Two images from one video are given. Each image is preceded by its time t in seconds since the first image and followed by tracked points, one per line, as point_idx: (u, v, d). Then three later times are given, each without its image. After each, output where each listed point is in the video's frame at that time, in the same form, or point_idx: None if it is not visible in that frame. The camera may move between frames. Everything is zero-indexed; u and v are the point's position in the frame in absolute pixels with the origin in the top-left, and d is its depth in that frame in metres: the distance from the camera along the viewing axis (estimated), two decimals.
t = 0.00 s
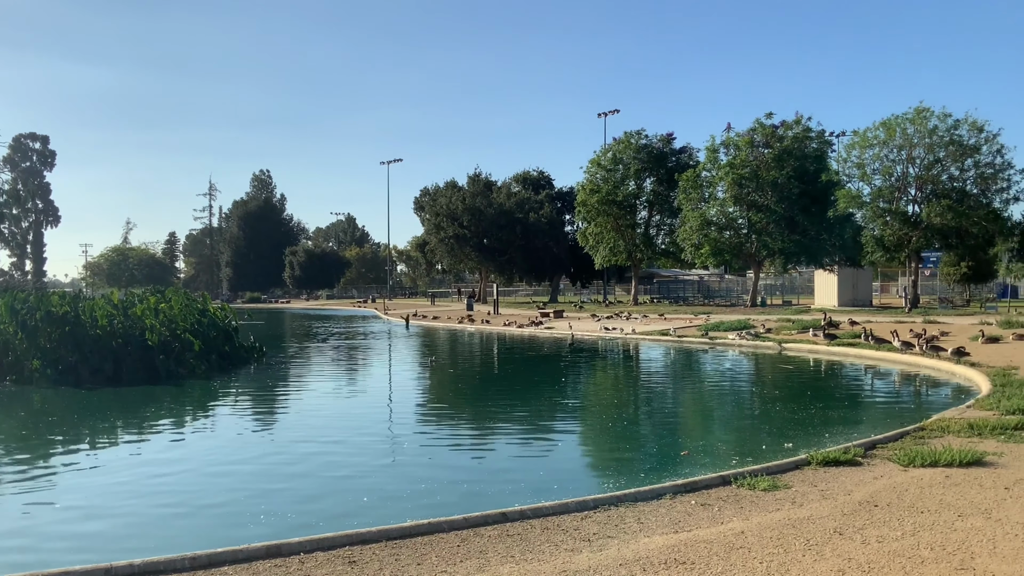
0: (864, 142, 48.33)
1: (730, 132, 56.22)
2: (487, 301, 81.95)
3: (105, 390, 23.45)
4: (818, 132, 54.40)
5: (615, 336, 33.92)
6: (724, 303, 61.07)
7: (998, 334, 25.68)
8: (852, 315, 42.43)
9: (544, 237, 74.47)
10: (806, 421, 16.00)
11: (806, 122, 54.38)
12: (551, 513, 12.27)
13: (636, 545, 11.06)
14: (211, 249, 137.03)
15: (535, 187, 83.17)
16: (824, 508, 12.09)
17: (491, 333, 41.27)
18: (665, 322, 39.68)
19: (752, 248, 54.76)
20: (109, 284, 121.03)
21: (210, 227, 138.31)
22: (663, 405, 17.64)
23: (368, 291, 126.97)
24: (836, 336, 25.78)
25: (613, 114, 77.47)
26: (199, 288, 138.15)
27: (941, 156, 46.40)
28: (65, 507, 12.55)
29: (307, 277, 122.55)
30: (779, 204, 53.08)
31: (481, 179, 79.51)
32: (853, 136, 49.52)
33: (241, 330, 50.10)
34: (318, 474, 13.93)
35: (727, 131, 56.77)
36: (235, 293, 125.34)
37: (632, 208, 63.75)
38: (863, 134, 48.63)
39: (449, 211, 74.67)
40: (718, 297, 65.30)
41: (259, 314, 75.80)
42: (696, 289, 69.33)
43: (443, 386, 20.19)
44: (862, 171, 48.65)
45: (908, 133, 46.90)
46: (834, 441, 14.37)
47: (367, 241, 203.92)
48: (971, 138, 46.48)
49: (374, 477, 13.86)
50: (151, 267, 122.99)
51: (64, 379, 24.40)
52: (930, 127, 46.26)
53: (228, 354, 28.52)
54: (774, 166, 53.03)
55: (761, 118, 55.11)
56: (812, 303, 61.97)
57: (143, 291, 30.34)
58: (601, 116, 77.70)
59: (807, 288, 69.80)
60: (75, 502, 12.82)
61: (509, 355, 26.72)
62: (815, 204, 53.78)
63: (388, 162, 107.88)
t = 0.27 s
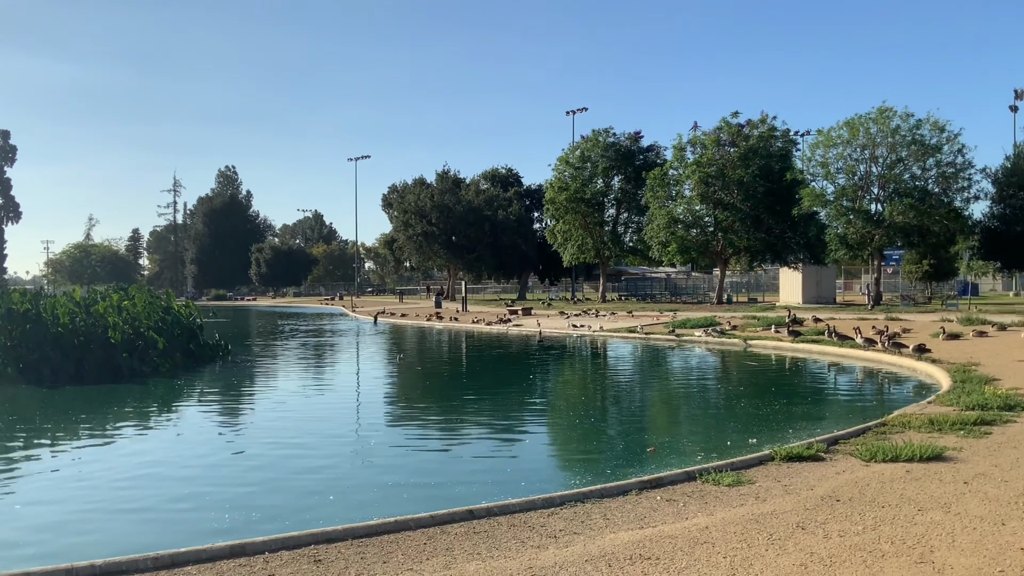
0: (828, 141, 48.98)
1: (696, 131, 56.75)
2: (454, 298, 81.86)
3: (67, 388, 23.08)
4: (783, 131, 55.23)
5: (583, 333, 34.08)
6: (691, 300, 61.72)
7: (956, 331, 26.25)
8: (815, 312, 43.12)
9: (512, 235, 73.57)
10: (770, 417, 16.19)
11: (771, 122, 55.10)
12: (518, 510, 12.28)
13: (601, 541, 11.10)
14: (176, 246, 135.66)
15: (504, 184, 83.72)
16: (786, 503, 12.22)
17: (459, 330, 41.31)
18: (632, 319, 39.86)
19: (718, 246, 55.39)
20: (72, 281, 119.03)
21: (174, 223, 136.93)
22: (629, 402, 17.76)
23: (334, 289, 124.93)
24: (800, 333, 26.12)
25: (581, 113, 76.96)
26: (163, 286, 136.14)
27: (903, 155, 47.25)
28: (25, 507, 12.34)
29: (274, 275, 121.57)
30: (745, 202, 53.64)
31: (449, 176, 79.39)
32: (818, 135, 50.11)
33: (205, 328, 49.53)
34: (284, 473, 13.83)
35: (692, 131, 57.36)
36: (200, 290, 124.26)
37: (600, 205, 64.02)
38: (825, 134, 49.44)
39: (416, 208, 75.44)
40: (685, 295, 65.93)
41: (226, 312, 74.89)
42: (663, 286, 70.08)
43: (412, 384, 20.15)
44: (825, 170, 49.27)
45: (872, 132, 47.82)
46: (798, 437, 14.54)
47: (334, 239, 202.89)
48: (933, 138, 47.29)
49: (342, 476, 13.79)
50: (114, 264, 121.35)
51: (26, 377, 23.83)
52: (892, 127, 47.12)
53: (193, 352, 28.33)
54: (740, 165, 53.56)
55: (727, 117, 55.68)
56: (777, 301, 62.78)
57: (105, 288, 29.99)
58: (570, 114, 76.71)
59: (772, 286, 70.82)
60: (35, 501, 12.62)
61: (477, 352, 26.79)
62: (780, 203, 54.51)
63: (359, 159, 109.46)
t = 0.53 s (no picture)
0: (782, 137, 49.69)
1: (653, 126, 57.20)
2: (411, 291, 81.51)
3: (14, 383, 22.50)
4: (737, 127, 56.10)
5: (540, 326, 34.26)
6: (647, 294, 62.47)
7: (904, 325, 26.89)
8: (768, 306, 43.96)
9: (470, 227, 74.61)
10: (722, 409, 16.43)
11: (726, 118, 55.98)
12: (473, 503, 12.29)
13: (555, 533, 11.15)
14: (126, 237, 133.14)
15: (461, 177, 84.86)
16: (737, 494, 12.40)
17: (416, 323, 41.31)
18: (588, 313, 40.23)
19: (674, 240, 55.82)
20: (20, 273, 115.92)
21: (125, 214, 134.35)
22: (586, 395, 17.90)
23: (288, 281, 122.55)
24: (753, 326, 26.53)
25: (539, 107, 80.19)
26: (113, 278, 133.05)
27: (854, 152, 48.21)
28: None
29: (229, 266, 120.20)
30: (700, 197, 54.25)
31: (407, 168, 78.99)
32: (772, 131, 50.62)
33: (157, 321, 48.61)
34: (238, 469, 13.68)
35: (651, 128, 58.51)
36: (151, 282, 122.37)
37: (558, 199, 64.19)
38: (779, 129, 50.09)
39: (373, 201, 74.09)
40: (641, 288, 66.65)
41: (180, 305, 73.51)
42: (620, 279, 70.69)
43: (369, 378, 20.08)
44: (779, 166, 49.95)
45: (824, 129, 48.58)
46: (750, 428, 14.79)
47: (289, 230, 200.79)
48: (883, 135, 48.21)
49: (297, 470, 13.69)
50: (63, 255, 118.57)
51: None
52: (844, 124, 47.91)
53: (145, 345, 27.90)
54: (695, 160, 54.13)
55: (683, 112, 56.26)
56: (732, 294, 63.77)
57: (52, 280, 29.34)
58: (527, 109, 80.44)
59: (726, 280, 72.38)
60: None
61: (433, 345, 26.80)
62: (735, 198, 55.33)
63: (314, 149, 109.99)
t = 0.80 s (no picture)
0: (730, 132, 50.39)
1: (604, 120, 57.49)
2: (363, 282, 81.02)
3: None
4: (687, 122, 56.99)
5: (491, 318, 34.40)
6: (598, 286, 63.19)
7: (846, 318, 27.58)
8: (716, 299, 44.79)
9: (421, 219, 74.11)
10: (669, 400, 16.67)
11: (675, 112, 56.82)
12: (421, 495, 12.27)
13: (502, 524, 11.19)
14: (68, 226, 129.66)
15: (413, 168, 85.01)
16: (682, 484, 12.59)
17: (367, 314, 41.24)
18: (540, 304, 40.53)
19: (623, 233, 56.53)
20: None
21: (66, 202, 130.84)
22: (537, 387, 18.01)
23: (237, 271, 122.35)
24: (701, 319, 26.94)
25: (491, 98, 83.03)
26: (54, 267, 129.06)
27: (800, 148, 49.15)
28: None
29: (173, 256, 117.76)
30: (650, 191, 54.81)
31: (357, 158, 78.00)
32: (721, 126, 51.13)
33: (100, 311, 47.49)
34: (183, 462, 13.47)
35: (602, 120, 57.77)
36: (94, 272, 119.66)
37: (509, 190, 64.49)
38: (727, 125, 50.72)
39: (323, 190, 74.06)
40: (591, 281, 67.32)
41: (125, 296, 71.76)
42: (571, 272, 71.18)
43: (319, 369, 19.94)
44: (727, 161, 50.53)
45: (771, 124, 49.37)
46: (696, 419, 15.04)
47: (236, 220, 197.86)
48: (828, 131, 49.19)
49: (244, 463, 13.53)
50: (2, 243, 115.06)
51: None
52: (790, 120, 48.79)
53: (87, 337, 27.29)
54: (645, 154, 54.70)
55: (634, 107, 56.81)
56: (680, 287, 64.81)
57: None
58: (480, 100, 82.96)
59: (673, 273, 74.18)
60: None
61: (384, 337, 26.74)
62: (684, 191, 56.02)
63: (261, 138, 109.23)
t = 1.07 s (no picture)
0: (681, 127, 50.91)
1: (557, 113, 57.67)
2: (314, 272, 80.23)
3: None
4: (639, 117, 57.48)
5: (443, 310, 34.43)
6: (550, 279, 63.70)
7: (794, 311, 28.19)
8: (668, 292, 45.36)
9: (373, 211, 74.24)
10: (619, 392, 16.90)
11: (628, 106, 57.16)
12: (370, 488, 12.23)
13: (450, 516, 11.20)
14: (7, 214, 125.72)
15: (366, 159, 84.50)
16: (630, 475, 12.74)
17: (317, 306, 40.98)
18: (493, 297, 40.71)
19: (576, 226, 57.01)
20: None
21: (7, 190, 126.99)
22: (489, 379, 18.09)
23: (182, 262, 119.41)
24: (652, 311, 27.26)
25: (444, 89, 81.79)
26: None
27: (749, 143, 49.85)
28: None
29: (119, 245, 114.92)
30: (602, 184, 55.09)
31: (308, 149, 76.60)
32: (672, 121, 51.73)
33: (42, 302, 46.23)
34: (127, 456, 13.24)
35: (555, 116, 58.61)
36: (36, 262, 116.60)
37: (463, 182, 64.06)
38: (679, 120, 51.31)
39: (274, 179, 72.70)
40: (544, 274, 67.69)
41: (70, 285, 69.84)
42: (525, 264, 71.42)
43: (270, 361, 19.77)
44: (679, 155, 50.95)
45: (721, 120, 49.91)
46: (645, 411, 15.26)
47: (183, 210, 193.95)
48: (777, 127, 49.93)
49: (190, 457, 13.35)
50: None
51: None
52: (740, 116, 49.29)
53: (29, 329, 26.65)
54: (598, 147, 55.09)
55: (587, 101, 57.11)
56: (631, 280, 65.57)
57: None
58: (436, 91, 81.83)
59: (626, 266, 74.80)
60: None
61: (333, 328, 26.64)
62: (635, 185, 56.52)
63: (206, 125, 105.64)
